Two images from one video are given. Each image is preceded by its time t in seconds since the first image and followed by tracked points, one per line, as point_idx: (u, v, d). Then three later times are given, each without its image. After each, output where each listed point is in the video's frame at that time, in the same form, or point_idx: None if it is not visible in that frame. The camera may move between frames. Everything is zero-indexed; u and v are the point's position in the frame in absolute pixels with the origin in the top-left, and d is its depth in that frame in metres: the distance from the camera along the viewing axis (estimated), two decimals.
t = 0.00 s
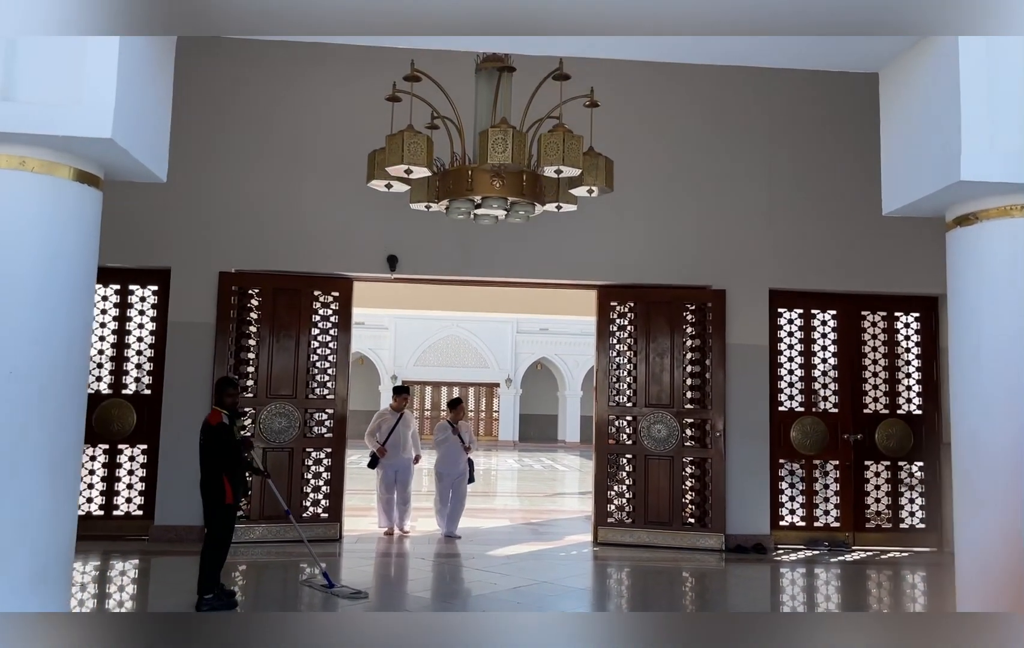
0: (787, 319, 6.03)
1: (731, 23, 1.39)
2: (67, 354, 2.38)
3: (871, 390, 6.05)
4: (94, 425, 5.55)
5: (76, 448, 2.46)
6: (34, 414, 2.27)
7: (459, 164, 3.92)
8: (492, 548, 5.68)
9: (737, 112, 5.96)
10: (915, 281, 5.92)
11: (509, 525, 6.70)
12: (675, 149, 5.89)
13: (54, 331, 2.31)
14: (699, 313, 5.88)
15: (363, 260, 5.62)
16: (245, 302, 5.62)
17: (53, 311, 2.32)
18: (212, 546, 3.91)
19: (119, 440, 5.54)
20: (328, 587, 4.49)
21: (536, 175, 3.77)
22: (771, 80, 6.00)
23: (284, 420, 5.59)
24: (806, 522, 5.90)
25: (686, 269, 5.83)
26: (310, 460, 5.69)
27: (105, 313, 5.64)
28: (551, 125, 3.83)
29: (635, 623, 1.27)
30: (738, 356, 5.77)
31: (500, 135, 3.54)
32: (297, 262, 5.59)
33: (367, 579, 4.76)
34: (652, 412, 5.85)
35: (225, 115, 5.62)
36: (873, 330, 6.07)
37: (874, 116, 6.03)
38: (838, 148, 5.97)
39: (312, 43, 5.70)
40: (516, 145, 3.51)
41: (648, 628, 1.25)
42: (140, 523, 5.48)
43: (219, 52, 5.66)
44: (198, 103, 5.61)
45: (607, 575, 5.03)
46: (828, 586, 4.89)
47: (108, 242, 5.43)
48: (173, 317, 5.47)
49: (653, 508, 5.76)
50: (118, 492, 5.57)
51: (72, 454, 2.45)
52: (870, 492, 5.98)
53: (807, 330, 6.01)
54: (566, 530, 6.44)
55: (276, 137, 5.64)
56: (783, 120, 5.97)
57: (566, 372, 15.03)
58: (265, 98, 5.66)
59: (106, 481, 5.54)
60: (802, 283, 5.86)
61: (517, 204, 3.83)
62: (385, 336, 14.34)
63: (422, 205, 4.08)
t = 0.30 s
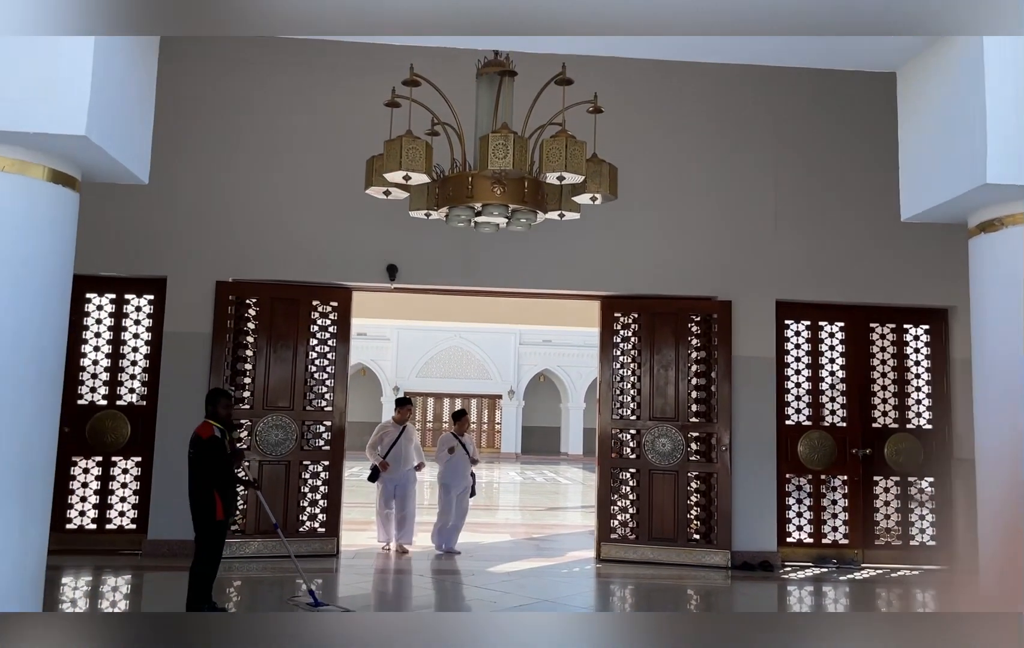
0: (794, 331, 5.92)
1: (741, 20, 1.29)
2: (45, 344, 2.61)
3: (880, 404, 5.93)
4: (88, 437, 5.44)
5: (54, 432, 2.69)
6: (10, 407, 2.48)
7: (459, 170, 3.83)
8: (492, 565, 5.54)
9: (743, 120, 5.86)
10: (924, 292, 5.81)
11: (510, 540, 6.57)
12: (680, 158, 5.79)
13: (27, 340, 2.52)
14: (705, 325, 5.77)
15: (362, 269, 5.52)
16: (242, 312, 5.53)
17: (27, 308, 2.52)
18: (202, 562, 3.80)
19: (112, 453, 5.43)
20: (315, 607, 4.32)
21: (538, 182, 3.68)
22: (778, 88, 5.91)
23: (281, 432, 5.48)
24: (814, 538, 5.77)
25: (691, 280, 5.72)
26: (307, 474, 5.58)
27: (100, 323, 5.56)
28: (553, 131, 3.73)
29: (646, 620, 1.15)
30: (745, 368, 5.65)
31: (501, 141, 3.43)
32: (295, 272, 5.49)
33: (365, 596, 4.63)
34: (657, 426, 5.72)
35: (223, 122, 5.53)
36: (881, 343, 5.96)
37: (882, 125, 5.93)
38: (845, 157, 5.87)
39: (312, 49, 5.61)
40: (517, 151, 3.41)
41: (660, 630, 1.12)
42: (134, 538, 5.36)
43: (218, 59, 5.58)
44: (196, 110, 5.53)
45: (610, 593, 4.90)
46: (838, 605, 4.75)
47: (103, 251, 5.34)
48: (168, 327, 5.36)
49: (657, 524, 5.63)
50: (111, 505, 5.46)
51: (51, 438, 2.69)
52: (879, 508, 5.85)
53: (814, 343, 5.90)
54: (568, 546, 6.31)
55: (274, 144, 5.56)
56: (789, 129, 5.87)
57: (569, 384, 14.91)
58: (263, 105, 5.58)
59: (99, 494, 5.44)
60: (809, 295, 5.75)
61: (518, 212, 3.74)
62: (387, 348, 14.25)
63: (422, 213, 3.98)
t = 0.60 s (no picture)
0: (800, 342, 5.82)
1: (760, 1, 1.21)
2: (25, 344, 2.53)
3: (888, 416, 5.83)
4: (82, 448, 5.34)
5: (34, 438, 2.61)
6: None
7: (460, 176, 3.75)
8: (493, 579, 5.43)
9: (749, 128, 5.78)
10: (932, 303, 5.73)
11: (512, 554, 6.45)
12: (685, 166, 5.71)
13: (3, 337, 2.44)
14: (709, 335, 5.67)
15: (362, 278, 5.44)
16: (239, 320, 5.44)
17: (7, 308, 2.44)
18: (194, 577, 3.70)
19: (107, 464, 5.33)
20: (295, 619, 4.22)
21: (541, 188, 3.60)
22: (784, 96, 5.83)
23: (278, 443, 5.38)
24: (821, 553, 5.66)
25: (696, 289, 5.63)
26: (305, 486, 5.47)
27: (96, 332, 5.47)
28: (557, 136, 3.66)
29: None
30: (750, 379, 5.55)
31: (503, 145, 3.35)
32: (294, 280, 5.41)
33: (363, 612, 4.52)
34: (661, 438, 5.61)
35: (222, 129, 5.47)
36: (889, 354, 5.86)
37: (889, 133, 5.85)
38: (852, 166, 5.79)
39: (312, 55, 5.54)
40: (519, 155, 3.33)
41: None
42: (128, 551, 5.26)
43: (217, 66, 5.51)
44: (194, 116, 5.46)
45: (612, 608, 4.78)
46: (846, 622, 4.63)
47: (99, 259, 5.26)
48: (164, 336, 5.28)
49: (662, 538, 5.52)
50: (105, 518, 5.36)
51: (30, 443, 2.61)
52: (887, 523, 5.74)
53: (821, 355, 5.80)
54: (570, 561, 6.20)
55: (274, 151, 5.49)
56: (796, 137, 5.79)
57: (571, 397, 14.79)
58: (262, 111, 5.51)
59: (93, 506, 5.33)
60: (816, 305, 5.65)
61: (520, 219, 3.66)
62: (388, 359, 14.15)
63: (422, 220, 3.90)
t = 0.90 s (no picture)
0: (809, 358, 5.71)
1: None
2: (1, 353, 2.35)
3: (900, 434, 5.70)
4: (76, 465, 5.21)
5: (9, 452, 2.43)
6: None
7: (464, 185, 3.64)
8: (498, 601, 5.28)
9: (757, 140, 5.69)
10: (945, 319, 5.61)
11: (515, 575, 6.30)
12: (693, 178, 5.61)
13: None
14: (718, 351, 5.55)
15: (363, 292, 5.34)
16: (238, 335, 5.34)
17: None
18: (186, 599, 3.56)
19: (101, 481, 5.22)
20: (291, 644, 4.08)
21: (547, 197, 3.50)
22: (793, 108, 5.74)
23: (277, 461, 5.25)
24: (833, 575, 5.51)
25: (704, 304, 5.51)
26: (304, 504, 5.34)
27: (91, 346, 5.37)
28: (564, 143, 3.56)
29: None
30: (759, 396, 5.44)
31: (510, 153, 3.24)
32: (294, 295, 5.30)
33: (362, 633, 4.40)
34: (669, 456, 5.47)
35: (221, 141, 5.38)
36: (900, 370, 5.75)
37: (900, 146, 5.75)
38: (862, 179, 5.69)
39: (314, 65, 5.46)
40: (525, 165, 3.22)
41: None
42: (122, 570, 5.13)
43: (218, 76, 5.44)
44: (194, 127, 5.38)
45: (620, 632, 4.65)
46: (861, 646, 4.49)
47: (95, 272, 5.16)
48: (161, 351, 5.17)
49: (670, 559, 5.37)
50: (100, 537, 5.23)
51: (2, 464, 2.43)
52: (901, 544, 5.60)
53: (831, 371, 5.68)
54: (575, 581, 6.05)
55: (274, 163, 5.40)
56: (805, 149, 5.70)
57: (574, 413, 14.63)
58: (263, 123, 5.43)
59: (86, 524, 5.21)
60: (827, 321, 5.54)
61: (527, 229, 3.56)
62: (390, 375, 14.01)
63: (425, 231, 3.79)
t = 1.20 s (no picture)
0: (818, 377, 5.60)
1: None
2: None
3: (912, 455, 5.58)
4: (69, 485, 5.09)
5: None
6: None
7: (467, 199, 3.56)
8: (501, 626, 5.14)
9: (764, 155, 5.61)
10: (956, 338, 5.50)
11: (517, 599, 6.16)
12: (698, 194, 5.53)
13: None
14: (725, 369, 5.45)
15: (364, 309, 5.24)
16: (236, 352, 5.25)
17: None
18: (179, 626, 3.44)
19: (95, 502, 5.09)
20: None
21: (553, 211, 3.41)
22: (800, 124, 5.67)
23: (274, 481, 5.13)
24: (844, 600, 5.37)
25: (710, 322, 5.41)
26: (302, 526, 5.20)
27: (86, 364, 5.26)
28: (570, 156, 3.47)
29: None
30: (767, 416, 5.33)
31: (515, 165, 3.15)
32: (293, 312, 5.21)
33: None
34: (675, 478, 5.34)
35: (221, 156, 5.31)
36: (911, 390, 5.64)
37: (908, 162, 5.69)
38: (871, 195, 5.61)
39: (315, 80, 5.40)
40: (530, 177, 3.13)
41: None
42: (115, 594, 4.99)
43: (219, 90, 5.38)
44: (194, 142, 5.31)
45: None
46: None
47: (91, 288, 5.07)
48: (157, 368, 5.06)
49: (677, 583, 5.23)
50: (92, 559, 5.10)
51: None
52: (913, 568, 5.46)
53: (841, 390, 5.57)
54: (580, 606, 5.90)
55: (275, 177, 5.32)
56: (812, 165, 5.62)
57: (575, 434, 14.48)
58: (264, 137, 5.36)
59: (78, 547, 5.08)
60: (836, 339, 5.44)
61: (531, 243, 3.46)
62: (391, 395, 13.87)
63: (427, 246, 3.70)
